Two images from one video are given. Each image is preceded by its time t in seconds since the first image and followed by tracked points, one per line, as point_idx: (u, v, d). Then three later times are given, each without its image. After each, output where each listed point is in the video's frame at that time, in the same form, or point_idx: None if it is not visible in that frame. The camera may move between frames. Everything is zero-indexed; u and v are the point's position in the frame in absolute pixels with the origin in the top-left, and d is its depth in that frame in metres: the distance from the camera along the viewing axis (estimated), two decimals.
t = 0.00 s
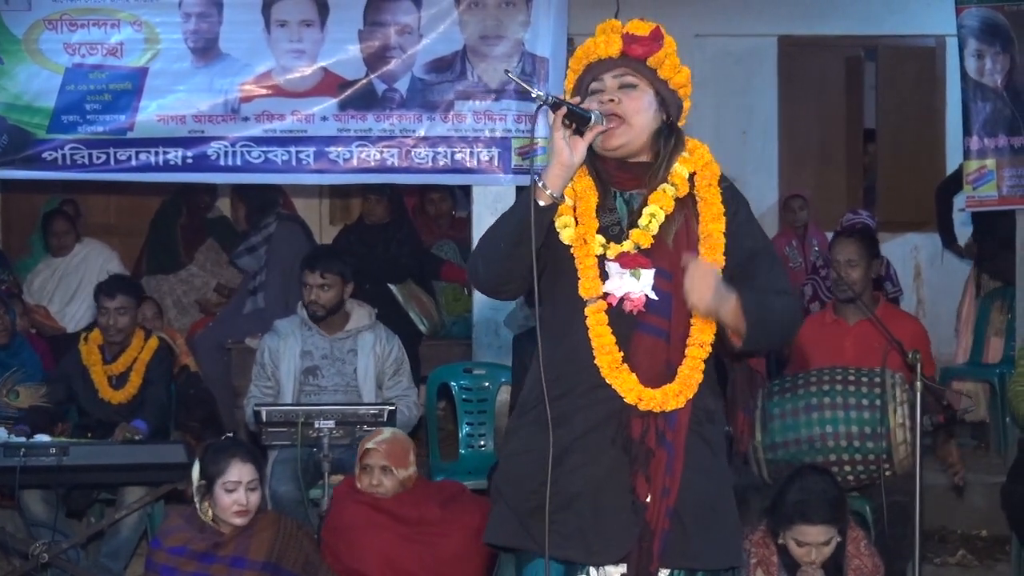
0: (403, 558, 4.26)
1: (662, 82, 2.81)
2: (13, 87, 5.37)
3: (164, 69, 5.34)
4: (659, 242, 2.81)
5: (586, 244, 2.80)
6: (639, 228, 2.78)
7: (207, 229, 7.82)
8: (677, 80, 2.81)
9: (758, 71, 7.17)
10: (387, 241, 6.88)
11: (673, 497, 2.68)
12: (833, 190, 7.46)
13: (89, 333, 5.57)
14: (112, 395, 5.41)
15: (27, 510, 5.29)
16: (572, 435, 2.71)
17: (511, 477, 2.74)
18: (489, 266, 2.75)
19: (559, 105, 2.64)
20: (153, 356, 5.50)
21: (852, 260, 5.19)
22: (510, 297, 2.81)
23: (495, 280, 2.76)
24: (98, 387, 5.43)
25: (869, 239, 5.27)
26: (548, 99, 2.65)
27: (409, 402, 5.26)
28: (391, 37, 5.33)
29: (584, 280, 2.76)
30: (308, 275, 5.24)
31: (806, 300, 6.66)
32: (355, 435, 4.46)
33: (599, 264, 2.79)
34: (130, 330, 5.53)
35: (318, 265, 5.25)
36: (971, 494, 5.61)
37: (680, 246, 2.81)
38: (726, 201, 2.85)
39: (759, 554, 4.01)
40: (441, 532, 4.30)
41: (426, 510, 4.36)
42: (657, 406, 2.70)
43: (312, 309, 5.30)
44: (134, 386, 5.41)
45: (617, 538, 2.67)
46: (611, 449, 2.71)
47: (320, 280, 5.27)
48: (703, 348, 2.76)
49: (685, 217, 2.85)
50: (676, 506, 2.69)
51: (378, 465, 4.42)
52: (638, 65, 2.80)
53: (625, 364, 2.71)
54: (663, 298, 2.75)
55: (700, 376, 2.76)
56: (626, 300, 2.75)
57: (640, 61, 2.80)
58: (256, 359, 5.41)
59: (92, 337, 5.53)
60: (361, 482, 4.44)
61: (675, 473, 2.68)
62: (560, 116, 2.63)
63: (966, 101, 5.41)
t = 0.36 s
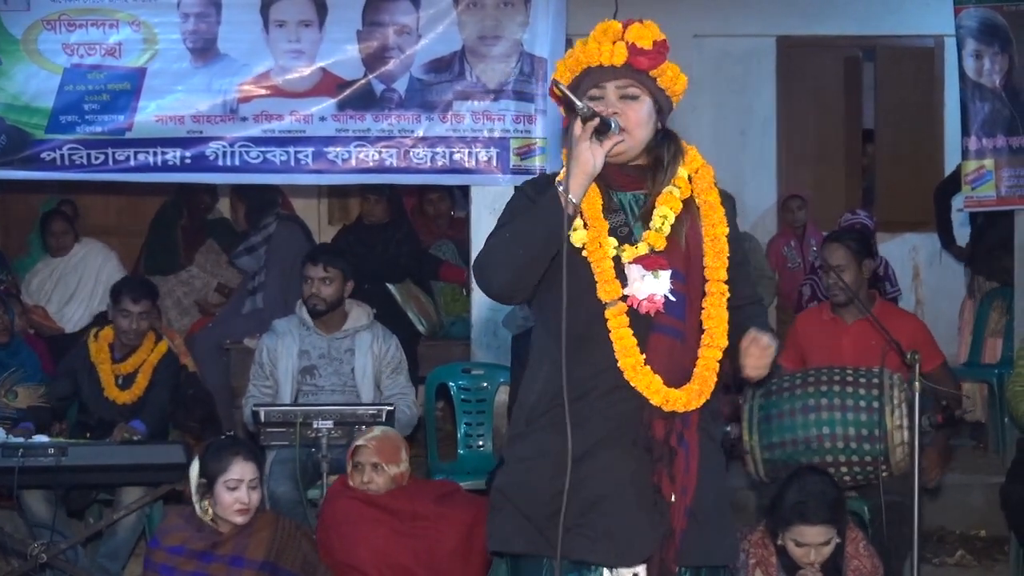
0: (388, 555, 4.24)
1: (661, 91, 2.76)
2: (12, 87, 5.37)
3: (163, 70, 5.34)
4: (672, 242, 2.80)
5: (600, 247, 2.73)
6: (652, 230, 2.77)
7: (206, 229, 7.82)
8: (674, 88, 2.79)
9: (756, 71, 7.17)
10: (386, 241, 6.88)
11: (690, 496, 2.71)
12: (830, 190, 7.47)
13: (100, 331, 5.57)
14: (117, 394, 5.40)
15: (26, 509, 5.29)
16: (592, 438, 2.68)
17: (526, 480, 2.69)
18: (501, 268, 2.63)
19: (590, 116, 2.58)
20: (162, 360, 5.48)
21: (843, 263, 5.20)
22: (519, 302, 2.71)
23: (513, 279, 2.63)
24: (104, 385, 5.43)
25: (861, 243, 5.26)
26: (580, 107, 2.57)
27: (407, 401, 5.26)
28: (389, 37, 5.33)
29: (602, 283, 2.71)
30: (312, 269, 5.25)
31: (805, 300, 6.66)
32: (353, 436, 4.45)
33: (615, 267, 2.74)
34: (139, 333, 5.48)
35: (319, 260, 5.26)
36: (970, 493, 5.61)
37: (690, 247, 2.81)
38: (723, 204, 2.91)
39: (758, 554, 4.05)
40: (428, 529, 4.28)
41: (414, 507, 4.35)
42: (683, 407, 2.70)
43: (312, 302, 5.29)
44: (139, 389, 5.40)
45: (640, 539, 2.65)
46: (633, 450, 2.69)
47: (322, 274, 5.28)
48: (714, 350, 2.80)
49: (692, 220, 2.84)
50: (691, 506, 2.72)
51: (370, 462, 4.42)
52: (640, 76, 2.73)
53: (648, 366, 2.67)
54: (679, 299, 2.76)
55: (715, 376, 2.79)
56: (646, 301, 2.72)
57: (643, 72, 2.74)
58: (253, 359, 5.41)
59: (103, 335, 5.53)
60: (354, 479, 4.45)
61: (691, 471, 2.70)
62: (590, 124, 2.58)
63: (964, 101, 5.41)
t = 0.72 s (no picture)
0: (383, 552, 4.23)
1: (656, 95, 2.77)
2: (11, 87, 5.36)
3: (162, 70, 5.34)
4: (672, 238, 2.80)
5: (605, 245, 2.74)
6: (652, 225, 2.78)
7: (205, 230, 7.82)
8: (667, 93, 2.80)
9: (755, 71, 7.16)
10: (385, 241, 6.88)
11: (700, 489, 2.72)
12: (829, 190, 7.48)
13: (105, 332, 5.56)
14: (120, 395, 5.40)
15: (24, 509, 5.29)
16: (603, 437, 2.67)
17: (537, 481, 2.66)
18: (507, 271, 2.61)
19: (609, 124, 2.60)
20: (167, 362, 5.48)
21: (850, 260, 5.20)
22: (524, 305, 2.68)
23: (522, 281, 2.60)
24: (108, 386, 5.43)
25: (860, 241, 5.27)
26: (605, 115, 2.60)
27: (406, 403, 5.27)
28: (388, 37, 5.33)
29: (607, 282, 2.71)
30: (317, 268, 5.25)
31: (803, 301, 6.67)
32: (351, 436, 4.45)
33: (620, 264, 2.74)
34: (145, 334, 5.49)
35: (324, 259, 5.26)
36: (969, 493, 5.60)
37: (688, 240, 2.82)
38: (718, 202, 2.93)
39: (756, 555, 4.15)
40: (424, 526, 4.27)
41: (415, 505, 4.33)
42: (691, 400, 2.72)
43: (318, 301, 5.27)
44: (143, 390, 5.40)
45: (652, 536, 2.66)
46: (645, 446, 2.69)
47: (328, 273, 5.28)
48: (713, 344, 2.82)
49: (687, 215, 2.85)
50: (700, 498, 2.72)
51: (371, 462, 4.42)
52: (641, 81, 2.73)
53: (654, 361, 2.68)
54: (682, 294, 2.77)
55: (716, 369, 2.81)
56: (651, 296, 2.73)
57: (643, 78, 2.74)
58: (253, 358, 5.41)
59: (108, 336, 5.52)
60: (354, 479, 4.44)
61: (700, 464, 2.72)
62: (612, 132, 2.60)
63: (963, 102, 5.41)
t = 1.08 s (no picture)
0: (381, 554, 4.15)
1: (652, 96, 2.78)
2: (8, 87, 5.34)
3: (159, 70, 5.33)
4: (668, 238, 2.80)
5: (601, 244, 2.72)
6: (648, 226, 2.77)
7: (202, 231, 7.82)
8: (662, 94, 2.81)
9: (752, 71, 7.15)
10: (381, 242, 6.89)
11: (694, 490, 2.75)
12: (825, 191, 7.48)
13: (89, 333, 5.55)
14: (111, 395, 5.39)
15: (20, 510, 5.27)
16: (600, 437, 2.67)
17: (534, 481, 2.66)
18: (505, 271, 2.60)
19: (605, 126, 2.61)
20: (154, 357, 5.47)
21: (851, 259, 5.20)
22: (520, 306, 2.67)
23: (520, 284, 2.60)
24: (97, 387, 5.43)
25: (860, 240, 5.27)
26: (602, 116, 2.61)
27: (404, 404, 5.27)
28: (386, 38, 5.33)
29: (605, 281, 2.68)
30: (314, 272, 5.24)
31: (801, 301, 6.67)
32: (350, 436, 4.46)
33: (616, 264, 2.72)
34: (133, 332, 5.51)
35: (322, 263, 5.26)
36: (966, 493, 5.60)
37: (685, 242, 2.83)
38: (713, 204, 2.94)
39: (753, 555, 4.18)
40: (423, 527, 4.18)
41: (413, 506, 4.26)
42: (687, 401, 2.73)
43: (315, 304, 5.28)
44: (133, 389, 5.40)
45: (649, 536, 2.66)
46: (641, 447, 2.69)
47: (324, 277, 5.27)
48: (708, 346, 2.82)
49: (683, 217, 2.85)
50: (694, 498, 2.75)
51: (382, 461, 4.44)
52: (637, 83, 2.74)
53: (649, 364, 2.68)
54: (678, 295, 2.78)
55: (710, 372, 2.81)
56: (647, 297, 2.73)
57: (639, 79, 2.74)
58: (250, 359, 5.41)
59: (94, 336, 5.51)
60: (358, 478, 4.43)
61: (693, 466, 2.75)
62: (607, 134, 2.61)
63: (961, 102, 5.39)
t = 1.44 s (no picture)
0: (386, 557, 4.18)
1: (647, 96, 2.78)
2: (6, 87, 5.34)
3: (157, 70, 5.33)
4: (662, 239, 2.79)
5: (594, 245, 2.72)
6: (643, 227, 2.76)
7: (200, 231, 7.82)
8: (658, 94, 2.80)
9: (751, 71, 7.15)
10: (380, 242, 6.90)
11: (688, 491, 2.75)
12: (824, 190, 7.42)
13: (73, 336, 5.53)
14: (102, 393, 5.39)
15: (19, 510, 5.27)
16: (593, 437, 2.68)
17: (527, 481, 2.67)
18: (498, 273, 2.61)
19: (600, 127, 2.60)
20: (140, 352, 5.47)
21: (849, 261, 5.19)
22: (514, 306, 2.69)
23: (513, 284, 2.61)
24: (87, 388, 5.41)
25: (858, 241, 5.28)
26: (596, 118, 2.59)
27: (402, 402, 5.24)
28: (384, 38, 5.33)
29: (598, 282, 2.69)
30: (307, 268, 5.24)
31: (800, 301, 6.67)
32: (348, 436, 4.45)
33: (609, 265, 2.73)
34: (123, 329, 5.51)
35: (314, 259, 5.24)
36: (964, 493, 5.60)
37: (680, 243, 2.81)
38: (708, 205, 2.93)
39: (750, 556, 4.16)
40: (424, 528, 4.22)
41: (412, 505, 4.28)
42: (681, 401, 2.73)
43: (309, 301, 5.27)
44: (124, 384, 5.40)
45: (641, 537, 2.67)
46: (633, 448, 2.70)
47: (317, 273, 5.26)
48: (703, 346, 2.83)
49: (678, 217, 2.84)
50: (689, 500, 2.76)
51: (392, 463, 4.43)
52: (632, 83, 2.74)
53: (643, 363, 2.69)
54: (672, 295, 2.75)
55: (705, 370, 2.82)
56: (640, 298, 2.73)
57: (634, 80, 2.74)
58: (248, 359, 5.41)
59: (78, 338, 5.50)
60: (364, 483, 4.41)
61: (687, 466, 2.75)
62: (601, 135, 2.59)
63: (958, 102, 5.38)
